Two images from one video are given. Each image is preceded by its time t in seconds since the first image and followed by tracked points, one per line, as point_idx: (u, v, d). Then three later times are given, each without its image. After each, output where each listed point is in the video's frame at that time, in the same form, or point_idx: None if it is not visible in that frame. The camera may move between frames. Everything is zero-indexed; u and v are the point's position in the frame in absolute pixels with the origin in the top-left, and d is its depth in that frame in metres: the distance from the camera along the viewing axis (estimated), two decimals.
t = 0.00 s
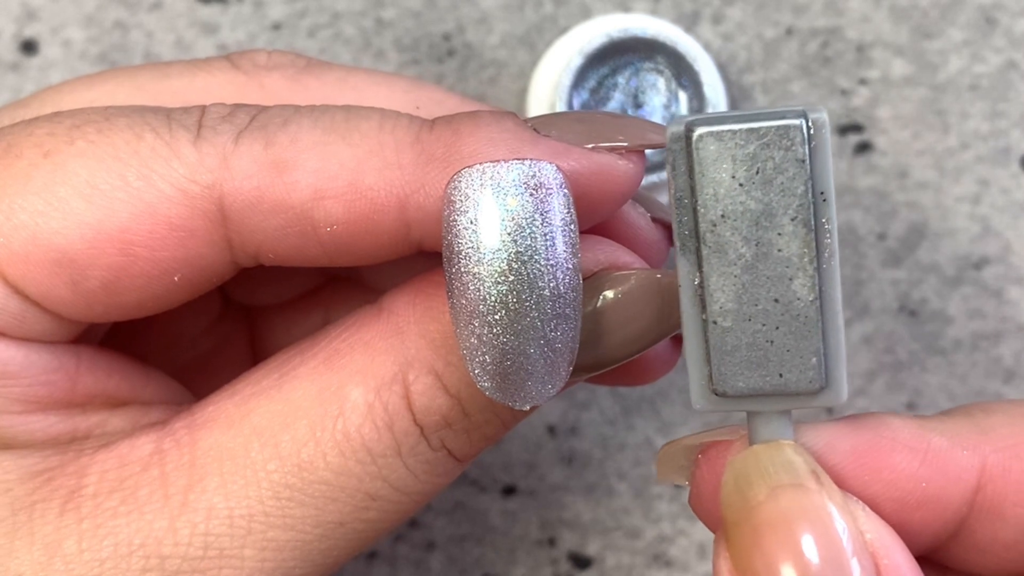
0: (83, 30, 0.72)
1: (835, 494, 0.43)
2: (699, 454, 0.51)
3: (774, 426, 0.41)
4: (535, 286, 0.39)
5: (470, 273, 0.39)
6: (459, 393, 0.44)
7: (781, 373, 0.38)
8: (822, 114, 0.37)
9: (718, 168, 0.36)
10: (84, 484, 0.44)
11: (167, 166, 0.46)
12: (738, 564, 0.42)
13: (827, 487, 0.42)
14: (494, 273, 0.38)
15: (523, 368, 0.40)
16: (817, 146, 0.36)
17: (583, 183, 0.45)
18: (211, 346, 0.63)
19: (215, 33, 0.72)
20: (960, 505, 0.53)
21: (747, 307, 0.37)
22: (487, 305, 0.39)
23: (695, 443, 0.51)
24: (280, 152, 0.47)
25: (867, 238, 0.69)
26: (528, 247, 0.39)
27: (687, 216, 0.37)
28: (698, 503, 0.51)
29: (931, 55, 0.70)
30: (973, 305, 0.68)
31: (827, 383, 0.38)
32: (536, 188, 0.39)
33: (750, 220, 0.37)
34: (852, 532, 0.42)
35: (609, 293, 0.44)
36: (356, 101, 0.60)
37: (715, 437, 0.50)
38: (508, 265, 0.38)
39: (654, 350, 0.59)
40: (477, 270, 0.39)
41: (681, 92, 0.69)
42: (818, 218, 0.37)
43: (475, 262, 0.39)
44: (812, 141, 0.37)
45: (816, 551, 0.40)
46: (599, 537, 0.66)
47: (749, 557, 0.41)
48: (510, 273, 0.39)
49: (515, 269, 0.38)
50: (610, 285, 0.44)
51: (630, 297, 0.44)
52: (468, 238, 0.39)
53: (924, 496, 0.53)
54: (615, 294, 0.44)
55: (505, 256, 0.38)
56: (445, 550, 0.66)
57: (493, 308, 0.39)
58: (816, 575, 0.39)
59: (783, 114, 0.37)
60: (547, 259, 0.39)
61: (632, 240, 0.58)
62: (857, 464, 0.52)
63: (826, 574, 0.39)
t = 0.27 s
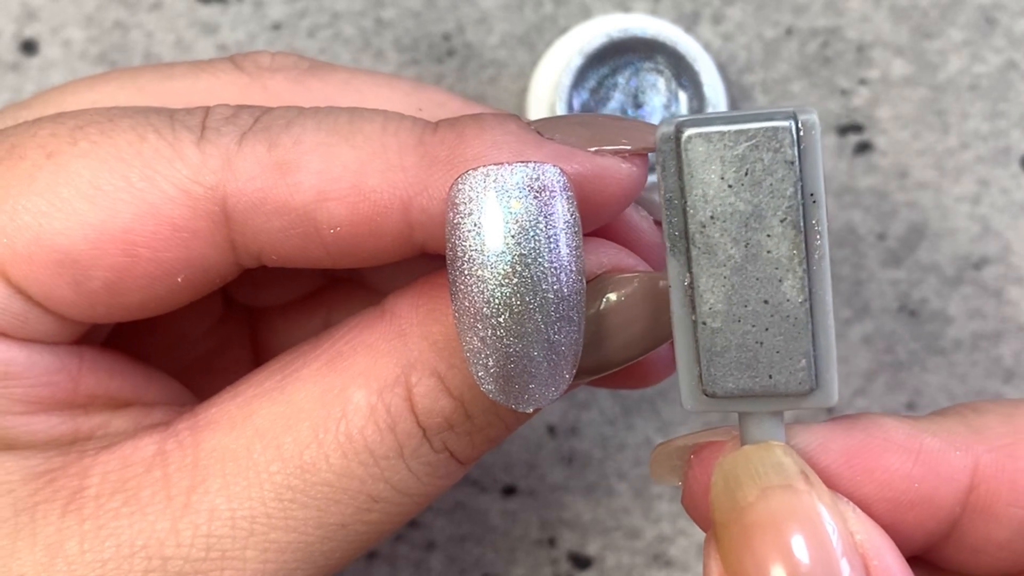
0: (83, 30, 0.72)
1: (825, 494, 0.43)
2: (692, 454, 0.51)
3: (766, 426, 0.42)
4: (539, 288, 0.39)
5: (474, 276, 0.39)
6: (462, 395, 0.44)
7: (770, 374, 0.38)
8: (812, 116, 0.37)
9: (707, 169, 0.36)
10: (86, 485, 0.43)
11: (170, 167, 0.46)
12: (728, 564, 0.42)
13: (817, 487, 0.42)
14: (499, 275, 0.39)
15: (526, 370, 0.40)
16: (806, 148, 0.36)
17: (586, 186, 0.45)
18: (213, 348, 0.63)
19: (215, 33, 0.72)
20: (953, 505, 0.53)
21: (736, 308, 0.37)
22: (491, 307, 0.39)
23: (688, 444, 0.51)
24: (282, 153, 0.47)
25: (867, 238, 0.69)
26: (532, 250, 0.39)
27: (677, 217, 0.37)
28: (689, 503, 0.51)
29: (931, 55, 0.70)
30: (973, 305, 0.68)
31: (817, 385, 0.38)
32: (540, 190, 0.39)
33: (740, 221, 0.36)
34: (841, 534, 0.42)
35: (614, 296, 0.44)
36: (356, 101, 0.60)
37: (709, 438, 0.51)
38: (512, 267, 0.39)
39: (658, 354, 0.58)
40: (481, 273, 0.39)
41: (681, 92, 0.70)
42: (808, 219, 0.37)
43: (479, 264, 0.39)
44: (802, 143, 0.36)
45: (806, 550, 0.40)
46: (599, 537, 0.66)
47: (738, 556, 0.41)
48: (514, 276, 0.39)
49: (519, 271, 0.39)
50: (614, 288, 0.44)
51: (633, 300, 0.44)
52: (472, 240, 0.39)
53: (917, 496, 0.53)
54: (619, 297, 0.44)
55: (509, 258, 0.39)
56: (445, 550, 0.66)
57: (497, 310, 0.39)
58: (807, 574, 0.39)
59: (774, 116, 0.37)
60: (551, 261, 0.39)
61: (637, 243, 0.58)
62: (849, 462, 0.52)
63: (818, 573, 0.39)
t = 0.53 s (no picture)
0: (83, 30, 0.72)
1: (820, 495, 0.43)
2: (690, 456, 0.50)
3: (761, 428, 0.42)
4: (538, 288, 0.39)
5: (473, 276, 0.39)
6: (461, 395, 0.44)
7: (765, 376, 0.38)
8: (806, 117, 0.36)
9: (700, 171, 0.36)
10: (86, 485, 0.43)
11: (170, 167, 0.46)
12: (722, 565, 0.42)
13: (813, 489, 0.42)
14: (498, 275, 0.39)
15: (525, 370, 0.40)
16: (799, 150, 0.36)
17: (586, 187, 0.45)
18: (211, 347, 0.63)
19: (215, 33, 0.72)
20: (951, 505, 0.53)
21: (730, 310, 0.37)
22: (491, 308, 0.39)
23: (686, 445, 0.51)
24: (282, 153, 0.47)
25: (867, 238, 0.69)
26: (531, 250, 0.39)
27: (671, 219, 0.37)
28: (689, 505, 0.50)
29: (931, 55, 0.70)
30: (974, 305, 0.68)
31: (812, 387, 0.38)
32: (540, 190, 0.39)
33: (733, 223, 0.36)
34: (837, 534, 0.42)
35: (613, 296, 0.44)
36: (356, 101, 0.60)
37: (706, 440, 0.50)
38: (510, 267, 0.39)
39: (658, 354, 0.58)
40: (480, 272, 0.39)
41: (681, 92, 0.70)
42: (802, 221, 0.37)
43: (479, 264, 0.39)
44: (796, 145, 0.36)
45: (802, 552, 0.40)
46: (599, 537, 0.66)
47: (734, 558, 0.41)
48: (513, 276, 0.39)
49: (518, 271, 0.39)
50: (613, 288, 0.44)
51: (632, 300, 0.44)
52: (471, 240, 0.39)
53: (915, 497, 0.53)
54: (618, 296, 0.44)
55: (508, 258, 0.39)
56: (445, 550, 0.66)
57: (496, 310, 0.39)
58: None
59: (768, 118, 0.36)
60: (550, 261, 0.39)
61: (637, 244, 0.58)
62: (847, 463, 0.52)
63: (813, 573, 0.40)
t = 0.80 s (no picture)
0: (83, 30, 0.72)
1: (813, 497, 0.43)
2: (684, 459, 0.50)
3: (754, 430, 0.42)
4: (541, 289, 0.39)
5: (477, 277, 0.39)
6: (464, 396, 0.44)
7: (756, 379, 0.38)
8: (798, 120, 0.36)
9: (690, 175, 0.36)
10: (89, 485, 0.44)
11: (174, 167, 0.46)
12: (714, 568, 0.42)
13: (805, 491, 0.42)
14: (502, 276, 0.39)
15: (529, 372, 0.40)
16: (790, 154, 0.36)
17: (591, 189, 0.45)
18: (213, 348, 0.63)
19: (215, 33, 0.72)
20: (945, 508, 0.53)
21: (722, 313, 0.37)
22: (494, 309, 0.39)
23: (681, 448, 0.51)
24: (286, 153, 0.47)
25: (867, 238, 0.69)
26: (534, 251, 0.39)
27: (662, 222, 0.37)
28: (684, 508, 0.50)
29: (931, 55, 0.70)
30: (973, 305, 0.68)
31: (804, 391, 0.38)
32: (544, 192, 0.39)
33: (725, 227, 0.36)
34: (829, 537, 0.42)
35: (616, 298, 0.44)
36: (356, 101, 0.60)
37: (699, 442, 0.50)
38: (514, 268, 0.39)
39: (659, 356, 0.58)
40: (485, 273, 0.39)
41: (681, 92, 0.70)
42: (793, 225, 0.36)
43: (482, 266, 0.39)
44: (787, 148, 0.36)
45: (794, 554, 0.40)
46: (599, 537, 0.66)
47: (725, 561, 0.41)
48: (516, 276, 0.39)
49: (521, 272, 0.39)
50: (617, 290, 0.44)
51: (636, 302, 0.44)
52: (475, 242, 0.39)
53: (909, 500, 0.53)
54: (622, 299, 0.44)
55: (511, 259, 0.39)
56: (445, 550, 0.66)
57: (500, 311, 0.39)
58: None
59: (757, 121, 0.36)
60: (554, 263, 0.39)
61: (639, 246, 0.58)
62: (841, 465, 0.52)
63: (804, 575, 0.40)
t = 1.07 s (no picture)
0: (83, 30, 0.72)
1: (842, 518, 0.44)
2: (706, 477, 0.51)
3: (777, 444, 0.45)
4: (545, 293, 0.39)
5: (481, 280, 0.39)
6: (468, 399, 0.44)
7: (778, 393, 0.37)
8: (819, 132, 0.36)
9: (709, 186, 0.37)
10: (93, 486, 0.44)
11: (178, 169, 0.46)
12: None
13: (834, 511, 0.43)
14: (505, 280, 0.39)
15: (533, 377, 0.40)
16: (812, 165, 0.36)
17: (593, 194, 0.45)
18: (215, 350, 0.63)
19: (215, 33, 0.72)
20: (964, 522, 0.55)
21: (740, 324, 0.37)
22: (498, 312, 0.39)
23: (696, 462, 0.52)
24: (289, 156, 0.47)
25: (867, 238, 0.69)
26: (538, 255, 0.39)
27: (681, 233, 0.38)
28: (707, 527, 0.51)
29: (931, 55, 0.70)
30: (974, 305, 0.68)
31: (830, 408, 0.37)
32: (547, 196, 0.39)
33: (742, 238, 0.37)
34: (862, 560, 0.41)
35: (620, 303, 0.44)
36: (356, 104, 0.60)
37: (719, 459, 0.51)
38: (518, 272, 0.39)
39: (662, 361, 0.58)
40: (488, 277, 0.39)
41: (681, 92, 0.69)
42: (814, 236, 0.36)
43: (486, 269, 0.39)
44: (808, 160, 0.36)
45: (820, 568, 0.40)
46: (599, 537, 0.66)
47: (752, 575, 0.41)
48: (520, 280, 0.39)
49: (525, 276, 0.39)
50: (620, 294, 0.44)
51: (638, 307, 0.44)
52: (479, 245, 0.39)
53: (927, 513, 0.56)
54: (625, 303, 0.44)
55: (515, 263, 0.39)
56: (445, 550, 0.66)
57: (504, 315, 0.39)
58: None
59: (779, 131, 0.36)
60: (558, 267, 0.39)
61: (641, 250, 0.58)
62: (862, 474, 0.54)
63: None
